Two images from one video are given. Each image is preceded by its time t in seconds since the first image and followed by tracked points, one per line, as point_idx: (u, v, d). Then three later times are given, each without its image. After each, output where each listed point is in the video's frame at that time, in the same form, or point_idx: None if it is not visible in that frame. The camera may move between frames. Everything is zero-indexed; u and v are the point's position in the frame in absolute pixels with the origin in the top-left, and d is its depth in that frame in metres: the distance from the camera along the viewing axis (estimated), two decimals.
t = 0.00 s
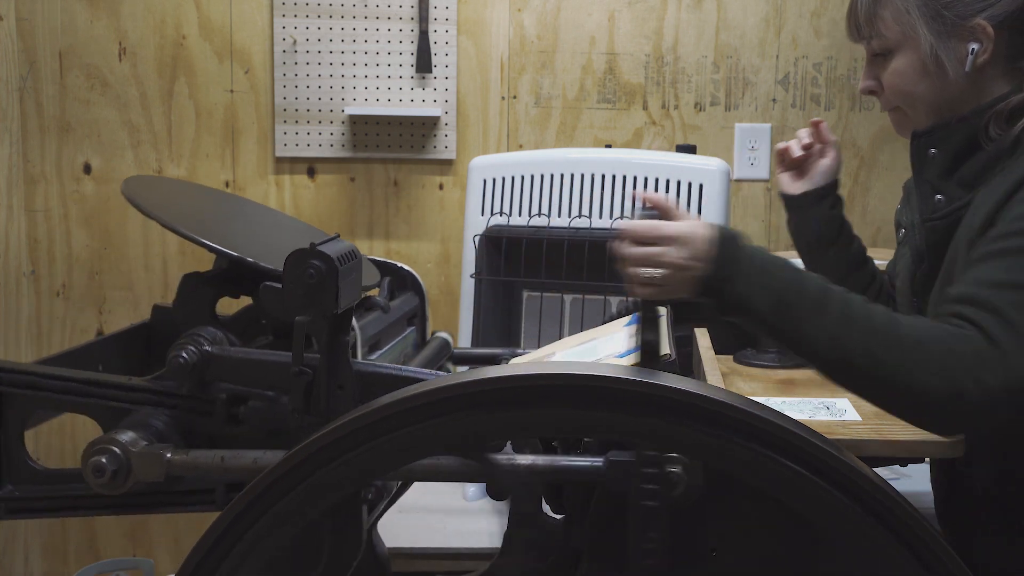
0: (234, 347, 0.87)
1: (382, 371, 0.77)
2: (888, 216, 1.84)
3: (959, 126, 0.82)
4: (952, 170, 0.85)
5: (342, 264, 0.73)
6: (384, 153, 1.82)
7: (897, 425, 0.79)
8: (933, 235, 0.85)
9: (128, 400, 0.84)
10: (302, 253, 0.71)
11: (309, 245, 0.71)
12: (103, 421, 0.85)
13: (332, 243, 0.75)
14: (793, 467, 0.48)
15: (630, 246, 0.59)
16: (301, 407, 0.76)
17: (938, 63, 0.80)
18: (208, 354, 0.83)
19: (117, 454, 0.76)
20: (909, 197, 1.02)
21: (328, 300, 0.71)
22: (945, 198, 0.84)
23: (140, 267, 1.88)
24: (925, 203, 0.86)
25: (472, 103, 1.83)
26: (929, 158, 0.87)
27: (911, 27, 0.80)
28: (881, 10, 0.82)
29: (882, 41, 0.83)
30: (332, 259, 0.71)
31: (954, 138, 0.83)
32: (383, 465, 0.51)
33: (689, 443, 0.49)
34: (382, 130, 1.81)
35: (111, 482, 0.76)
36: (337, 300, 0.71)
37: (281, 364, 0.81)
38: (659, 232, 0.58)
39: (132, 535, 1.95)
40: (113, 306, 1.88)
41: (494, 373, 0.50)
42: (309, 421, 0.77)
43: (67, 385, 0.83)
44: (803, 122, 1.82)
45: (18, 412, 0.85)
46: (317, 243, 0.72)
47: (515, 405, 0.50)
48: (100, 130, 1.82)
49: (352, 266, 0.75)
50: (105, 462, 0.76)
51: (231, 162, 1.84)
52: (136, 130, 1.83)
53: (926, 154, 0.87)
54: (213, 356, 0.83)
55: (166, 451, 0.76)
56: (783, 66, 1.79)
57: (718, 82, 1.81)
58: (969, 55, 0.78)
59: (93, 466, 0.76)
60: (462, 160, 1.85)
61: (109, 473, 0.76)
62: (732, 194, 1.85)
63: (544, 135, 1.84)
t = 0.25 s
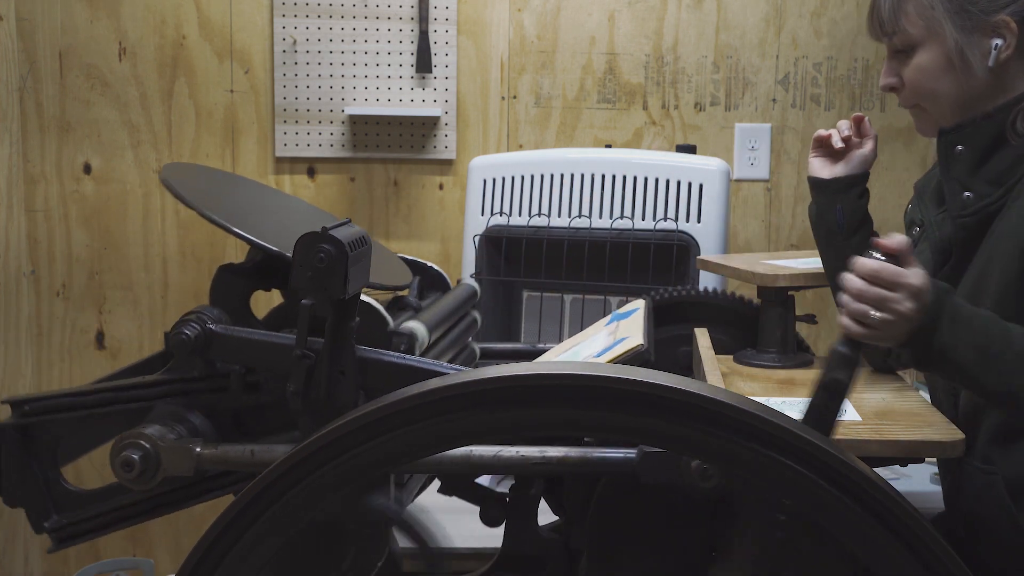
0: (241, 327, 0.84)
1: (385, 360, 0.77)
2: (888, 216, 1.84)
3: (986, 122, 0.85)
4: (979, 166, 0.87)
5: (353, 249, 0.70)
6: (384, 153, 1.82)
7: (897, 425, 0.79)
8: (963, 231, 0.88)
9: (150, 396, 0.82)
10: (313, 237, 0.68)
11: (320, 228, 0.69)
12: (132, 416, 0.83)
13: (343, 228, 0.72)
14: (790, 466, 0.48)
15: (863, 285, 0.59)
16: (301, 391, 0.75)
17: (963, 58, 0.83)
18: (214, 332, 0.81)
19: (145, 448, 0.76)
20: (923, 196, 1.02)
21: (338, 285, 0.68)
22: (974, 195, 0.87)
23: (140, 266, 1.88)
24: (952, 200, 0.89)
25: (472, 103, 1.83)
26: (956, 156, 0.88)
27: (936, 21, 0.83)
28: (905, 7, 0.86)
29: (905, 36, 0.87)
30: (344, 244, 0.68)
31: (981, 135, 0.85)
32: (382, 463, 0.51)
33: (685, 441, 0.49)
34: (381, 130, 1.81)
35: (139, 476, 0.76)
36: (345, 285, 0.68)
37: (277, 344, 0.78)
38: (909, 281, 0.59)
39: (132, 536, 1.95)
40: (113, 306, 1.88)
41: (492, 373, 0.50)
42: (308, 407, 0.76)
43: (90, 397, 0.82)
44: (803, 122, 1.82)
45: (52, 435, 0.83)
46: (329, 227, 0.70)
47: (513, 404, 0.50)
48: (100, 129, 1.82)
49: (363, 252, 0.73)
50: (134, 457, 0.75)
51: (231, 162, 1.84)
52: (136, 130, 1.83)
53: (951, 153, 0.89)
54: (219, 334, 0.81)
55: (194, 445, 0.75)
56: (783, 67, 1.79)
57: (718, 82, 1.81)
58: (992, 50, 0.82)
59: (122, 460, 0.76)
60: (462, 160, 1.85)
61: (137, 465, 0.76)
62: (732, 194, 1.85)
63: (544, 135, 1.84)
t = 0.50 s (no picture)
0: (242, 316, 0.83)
1: (388, 354, 0.77)
2: (889, 216, 1.84)
3: (1008, 123, 0.87)
4: (999, 167, 0.90)
5: (359, 242, 0.73)
6: (383, 153, 1.82)
7: (897, 425, 0.79)
8: (984, 231, 0.91)
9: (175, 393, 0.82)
10: (318, 229, 0.71)
11: (325, 220, 0.71)
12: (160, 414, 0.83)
13: (349, 221, 0.75)
14: (788, 466, 0.48)
15: (928, 310, 0.68)
16: (301, 382, 0.75)
17: (985, 57, 0.85)
18: (215, 321, 0.80)
19: (171, 442, 0.75)
20: (932, 195, 1.04)
21: (342, 277, 0.71)
22: (994, 194, 0.90)
23: (140, 266, 1.88)
24: (973, 201, 0.91)
25: (472, 103, 1.83)
26: (977, 156, 0.90)
27: (957, 19, 0.85)
28: (925, 6, 0.88)
29: (925, 35, 0.89)
30: (348, 237, 0.70)
31: (1003, 136, 0.88)
32: (383, 462, 0.52)
33: (682, 440, 0.50)
34: (381, 130, 1.81)
35: (165, 471, 0.75)
36: (349, 277, 0.71)
37: (277, 334, 0.78)
38: (972, 306, 0.69)
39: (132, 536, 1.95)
40: (113, 306, 1.88)
41: (492, 374, 0.50)
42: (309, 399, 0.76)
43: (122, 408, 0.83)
44: (803, 122, 1.82)
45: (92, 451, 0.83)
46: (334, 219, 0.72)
47: (513, 405, 0.51)
48: (100, 129, 1.82)
49: (367, 245, 0.75)
50: (160, 451, 0.75)
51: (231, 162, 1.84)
52: (136, 130, 1.83)
53: (973, 152, 0.91)
54: (221, 324, 0.80)
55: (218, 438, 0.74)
56: (783, 67, 1.79)
57: (718, 82, 1.81)
58: (1012, 49, 0.84)
59: (148, 454, 0.75)
60: (462, 160, 1.85)
61: (161, 460, 0.75)
62: (732, 194, 1.85)
63: (544, 135, 1.84)
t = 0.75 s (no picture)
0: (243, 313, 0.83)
1: (388, 352, 0.76)
2: (888, 216, 1.84)
3: (1001, 117, 0.87)
4: (991, 161, 0.90)
5: (359, 239, 0.73)
6: (383, 153, 1.82)
7: (898, 425, 0.79)
8: (975, 225, 0.90)
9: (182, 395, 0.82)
10: (319, 226, 0.71)
11: (326, 215, 0.71)
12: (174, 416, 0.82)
13: (349, 217, 0.75)
14: (788, 465, 0.48)
15: (931, 310, 0.67)
16: (301, 378, 0.76)
17: (977, 54, 0.85)
18: (215, 317, 0.80)
19: (196, 436, 0.74)
20: (924, 189, 1.04)
21: (342, 274, 0.72)
22: (987, 188, 0.89)
23: (140, 266, 1.88)
24: (965, 194, 0.91)
25: (472, 103, 1.83)
26: (970, 150, 0.90)
27: (949, 16, 0.86)
28: (917, 4, 0.88)
29: (918, 33, 0.89)
30: (349, 234, 0.71)
31: (996, 130, 0.88)
32: (384, 462, 0.52)
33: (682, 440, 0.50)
34: (381, 130, 1.81)
35: (189, 465, 0.74)
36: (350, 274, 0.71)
37: (280, 332, 0.78)
38: (973, 306, 0.69)
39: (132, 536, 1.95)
40: (113, 306, 1.88)
41: (491, 374, 0.50)
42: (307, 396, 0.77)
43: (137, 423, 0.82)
44: (803, 122, 1.82)
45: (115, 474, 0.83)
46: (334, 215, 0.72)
47: (513, 405, 0.51)
48: (100, 129, 1.82)
49: (367, 242, 0.75)
50: (186, 446, 0.74)
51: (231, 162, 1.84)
52: (136, 130, 1.83)
53: (965, 146, 0.90)
54: (221, 320, 0.80)
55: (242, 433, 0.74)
56: (783, 67, 1.79)
57: (718, 82, 1.81)
58: (1005, 45, 0.84)
59: (172, 449, 0.74)
60: (462, 160, 1.85)
61: (187, 455, 0.74)
62: (732, 194, 1.85)
63: (544, 135, 1.84)
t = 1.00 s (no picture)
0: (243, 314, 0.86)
1: (387, 353, 0.79)
2: (888, 216, 1.84)
3: (1003, 114, 0.87)
4: (992, 159, 0.90)
5: (359, 239, 0.76)
6: (383, 153, 1.82)
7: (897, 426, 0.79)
8: (976, 221, 0.91)
9: (201, 401, 0.85)
10: (317, 228, 0.74)
11: (326, 218, 0.74)
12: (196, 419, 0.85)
13: (349, 218, 0.78)
14: (788, 465, 0.48)
15: (931, 311, 0.67)
16: (300, 379, 0.78)
17: (981, 50, 0.85)
18: (216, 318, 0.82)
19: (221, 432, 0.75)
20: (926, 187, 1.04)
21: (341, 275, 0.75)
22: (988, 184, 0.90)
23: (140, 266, 1.88)
24: (965, 190, 0.92)
25: (472, 103, 1.83)
26: (971, 147, 0.91)
27: (953, 13, 0.85)
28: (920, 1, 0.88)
29: (920, 30, 0.88)
30: (349, 234, 0.74)
31: (997, 127, 0.88)
32: (385, 462, 0.52)
33: (682, 439, 0.49)
34: (382, 130, 1.81)
35: (212, 461, 0.75)
36: (349, 275, 0.74)
37: (278, 333, 0.80)
38: (973, 306, 0.69)
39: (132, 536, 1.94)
40: (113, 306, 1.88)
41: (490, 374, 0.50)
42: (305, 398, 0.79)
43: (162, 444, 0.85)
44: (803, 122, 1.82)
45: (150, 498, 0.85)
46: (334, 217, 0.75)
47: (513, 405, 0.51)
48: (100, 129, 1.82)
49: (367, 243, 0.79)
50: (210, 441, 0.75)
51: (231, 162, 1.84)
52: (136, 130, 1.83)
53: (967, 143, 0.91)
54: (221, 320, 0.82)
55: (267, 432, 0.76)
56: (783, 67, 1.79)
57: (718, 82, 1.81)
58: (1008, 42, 0.85)
59: (197, 444, 0.75)
60: (462, 160, 1.85)
61: (212, 450, 0.75)
62: (732, 194, 1.85)
63: (544, 135, 1.84)
